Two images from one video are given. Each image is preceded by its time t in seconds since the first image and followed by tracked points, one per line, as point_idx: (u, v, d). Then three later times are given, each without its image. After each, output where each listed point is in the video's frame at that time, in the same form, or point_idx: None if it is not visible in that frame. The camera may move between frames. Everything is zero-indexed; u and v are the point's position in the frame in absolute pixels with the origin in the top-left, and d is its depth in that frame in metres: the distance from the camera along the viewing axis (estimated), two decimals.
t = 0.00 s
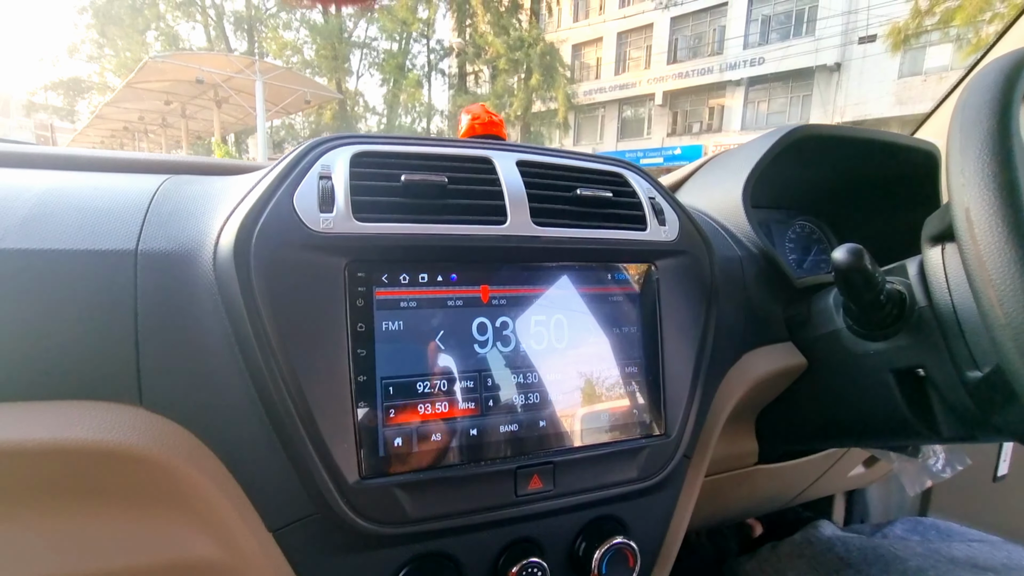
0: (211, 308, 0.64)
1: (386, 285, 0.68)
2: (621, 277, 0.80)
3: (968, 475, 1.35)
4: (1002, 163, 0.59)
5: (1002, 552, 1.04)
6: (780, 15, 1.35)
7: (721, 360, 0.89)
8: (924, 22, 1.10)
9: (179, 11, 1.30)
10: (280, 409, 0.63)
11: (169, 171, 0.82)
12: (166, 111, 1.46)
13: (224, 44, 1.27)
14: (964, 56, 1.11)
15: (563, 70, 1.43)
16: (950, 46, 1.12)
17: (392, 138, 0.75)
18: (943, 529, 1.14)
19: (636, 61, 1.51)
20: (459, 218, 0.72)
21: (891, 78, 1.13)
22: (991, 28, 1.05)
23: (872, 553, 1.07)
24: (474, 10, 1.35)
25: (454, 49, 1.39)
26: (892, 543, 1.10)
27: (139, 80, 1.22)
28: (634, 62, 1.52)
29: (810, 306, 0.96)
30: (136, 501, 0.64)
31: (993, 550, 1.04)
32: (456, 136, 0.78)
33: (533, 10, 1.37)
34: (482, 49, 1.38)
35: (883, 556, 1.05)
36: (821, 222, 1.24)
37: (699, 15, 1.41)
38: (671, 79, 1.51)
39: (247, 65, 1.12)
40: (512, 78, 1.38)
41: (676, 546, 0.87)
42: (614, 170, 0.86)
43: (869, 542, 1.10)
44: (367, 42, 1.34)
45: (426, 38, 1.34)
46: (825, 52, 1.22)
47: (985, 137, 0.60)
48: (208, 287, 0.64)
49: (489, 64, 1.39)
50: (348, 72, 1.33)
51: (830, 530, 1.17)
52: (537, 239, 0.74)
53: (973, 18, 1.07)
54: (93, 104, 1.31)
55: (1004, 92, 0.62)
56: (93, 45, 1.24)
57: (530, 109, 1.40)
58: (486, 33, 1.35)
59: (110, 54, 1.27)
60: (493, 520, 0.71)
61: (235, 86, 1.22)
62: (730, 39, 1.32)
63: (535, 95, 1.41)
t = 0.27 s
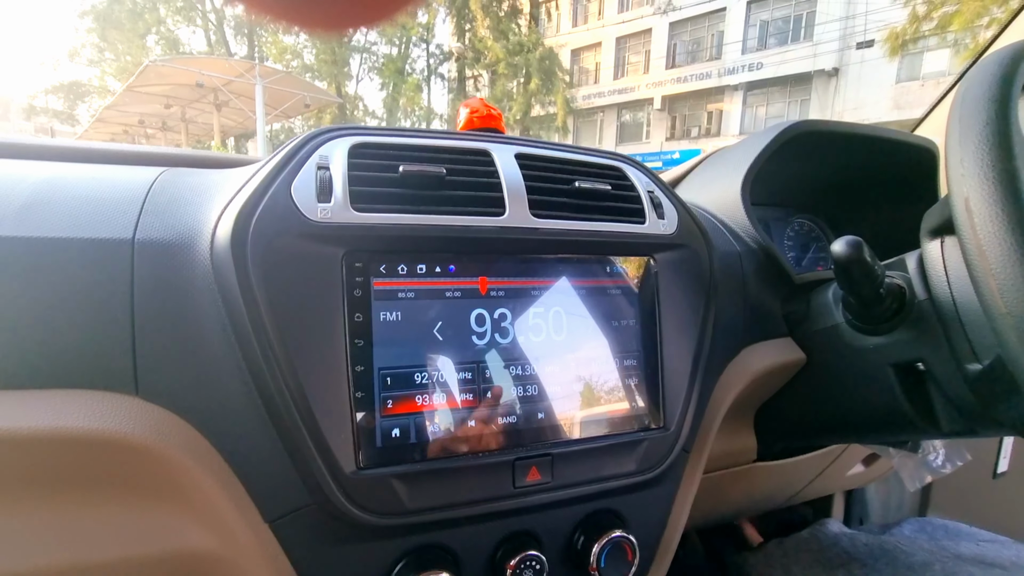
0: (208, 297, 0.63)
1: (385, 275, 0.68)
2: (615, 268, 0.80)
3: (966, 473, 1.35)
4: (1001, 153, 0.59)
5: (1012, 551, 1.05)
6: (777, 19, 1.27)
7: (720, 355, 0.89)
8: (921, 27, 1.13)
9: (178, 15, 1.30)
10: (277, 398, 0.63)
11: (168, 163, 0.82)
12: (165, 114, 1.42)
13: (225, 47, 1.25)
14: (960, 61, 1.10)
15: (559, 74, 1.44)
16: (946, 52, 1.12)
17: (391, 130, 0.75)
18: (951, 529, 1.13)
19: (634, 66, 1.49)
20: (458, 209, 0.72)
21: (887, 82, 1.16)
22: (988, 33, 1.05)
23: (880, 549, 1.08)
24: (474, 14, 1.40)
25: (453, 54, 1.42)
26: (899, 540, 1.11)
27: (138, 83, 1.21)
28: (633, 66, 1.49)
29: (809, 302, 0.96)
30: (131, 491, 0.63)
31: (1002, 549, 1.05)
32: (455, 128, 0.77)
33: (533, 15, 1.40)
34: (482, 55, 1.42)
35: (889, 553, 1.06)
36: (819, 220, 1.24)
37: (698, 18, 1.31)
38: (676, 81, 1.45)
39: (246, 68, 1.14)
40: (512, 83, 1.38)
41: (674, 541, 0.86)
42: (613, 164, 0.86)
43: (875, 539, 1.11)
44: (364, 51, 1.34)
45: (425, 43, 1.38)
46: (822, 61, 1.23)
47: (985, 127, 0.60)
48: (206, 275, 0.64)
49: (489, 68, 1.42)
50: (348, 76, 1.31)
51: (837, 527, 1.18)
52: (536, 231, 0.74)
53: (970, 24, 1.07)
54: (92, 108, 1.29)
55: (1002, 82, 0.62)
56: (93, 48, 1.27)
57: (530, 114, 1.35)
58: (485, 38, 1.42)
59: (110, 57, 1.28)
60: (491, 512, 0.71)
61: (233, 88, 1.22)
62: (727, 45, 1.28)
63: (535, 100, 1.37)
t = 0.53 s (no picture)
0: (223, 292, 0.67)
1: (391, 272, 0.71)
2: (603, 266, 0.83)
3: (949, 466, 1.39)
4: (970, 157, 0.63)
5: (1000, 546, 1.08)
6: (770, 27, 1.25)
7: (710, 351, 0.92)
8: (911, 35, 1.15)
9: (173, 19, 1.29)
10: (290, 388, 0.66)
11: (179, 165, 0.85)
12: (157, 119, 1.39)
13: (220, 52, 1.29)
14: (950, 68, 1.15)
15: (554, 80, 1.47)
16: (936, 59, 1.17)
17: (395, 134, 0.78)
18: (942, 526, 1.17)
19: (630, 71, 1.49)
20: (460, 209, 0.75)
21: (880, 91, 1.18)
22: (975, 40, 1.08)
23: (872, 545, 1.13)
24: (469, 21, 1.34)
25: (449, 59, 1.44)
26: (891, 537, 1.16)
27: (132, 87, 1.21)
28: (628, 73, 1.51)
29: (796, 301, 1.00)
30: (148, 479, 0.66)
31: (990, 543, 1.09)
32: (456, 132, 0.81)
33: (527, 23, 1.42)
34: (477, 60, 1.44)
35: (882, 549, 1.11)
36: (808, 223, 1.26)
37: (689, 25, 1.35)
38: (671, 86, 1.44)
39: (243, 74, 1.16)
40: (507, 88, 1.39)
41: (667, 532, 0.89)
42: (608, 167, 0.90)
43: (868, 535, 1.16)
44: (359, 56, 1.34)
45: (421, 49, 1.42)
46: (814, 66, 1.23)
47: (956, 133, 0.64)
48: (222, 272, 0.67)
49: (484, 73, 1.43)
50: (343, 81, 1.34)
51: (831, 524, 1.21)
52: (535, 230, 0.78)
53: (959, 32, 1.11)
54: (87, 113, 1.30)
55: (974, 90, 0.66)
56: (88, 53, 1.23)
57: (524, 117, 1.39)
58: (480, 43, 1.40)
59: (106, 63, 1.27)
60: (492, 499, 0.74)
61: (230, 91, 1.24)
62: (720, 52, 1.35)
63: (530, 105, 1.40)
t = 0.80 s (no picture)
0: (236, 293, 0.71)
1: (394, 274, 0.75)
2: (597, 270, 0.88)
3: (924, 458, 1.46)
4: (929, 166, 0.69)
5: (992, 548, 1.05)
6: (757, 32, 1.23)
7: (694, 348, 0.97)
8: (894, 40, 1.21)
9: (162, 21, 1.02)
10: (300, 383, 0.70)
11: (185, 172, 0.88)
12: (146, 123, 1.12)
13: (204, 55, 1.05)
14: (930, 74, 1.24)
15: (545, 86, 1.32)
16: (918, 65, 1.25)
17: (396, 144, 0.82)
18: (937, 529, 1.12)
19: (619, 76, 1.35)
20: (458, 215, 0.80)
21: (864, 94, 1.21)
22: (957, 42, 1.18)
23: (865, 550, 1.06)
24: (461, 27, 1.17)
25: (440, 64, 1.25)
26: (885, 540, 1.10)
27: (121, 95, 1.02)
28: (617, 77, 1.36)
29: (775, 301, 1.05)
30: (163, 472, 0.68)
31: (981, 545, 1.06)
32: (453, 142, 0.85)
33: (518, 27, 1.27)
34: (467, 65, 1.26)
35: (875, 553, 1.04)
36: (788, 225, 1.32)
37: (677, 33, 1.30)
38: (661, 90, 1.29)
39: (232, 77, 1.00)
40: (497, 93, 1.25)
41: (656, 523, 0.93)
42: (598, 174, 0.94)
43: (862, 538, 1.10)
44: (349, 59, 1.15)
45: (412, 52, 1.21)
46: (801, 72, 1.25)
47: (917, 144, 0.70)
48: (235, 274, 0.71)
49: (474, 79, 1.27)
50: (334, 84, 1.15)
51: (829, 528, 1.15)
52: (528, 234, 0.83)
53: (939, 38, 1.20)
54: (73, 117, 1.03)
55: (935, 104, 0.72)
56: (73, 54, 1.00)
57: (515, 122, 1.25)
58: (470, 48, 1.23)
59: (92, 65, 1.01)
60: (490, 488, 0.79)
61: (220, 95, 1.04)
62: (709, 57, 1.28)
63: (520, 109, 1.27)
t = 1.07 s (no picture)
0: (236, 289, 0.71)
1: (392, 270, 0.76)
2: (586, 262, 0.89)
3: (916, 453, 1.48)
4: (918, 161, 0.70)
5: None
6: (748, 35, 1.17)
7: (690, 344, 0.98)
8: (883, 44, 1.23)
9: (152, 25, 0.97)
10: (299, 379, 0.71)
11: (183, 171, 0.88)
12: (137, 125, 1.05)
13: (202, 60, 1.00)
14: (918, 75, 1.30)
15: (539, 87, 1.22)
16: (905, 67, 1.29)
17: (393, 142, 0.83)
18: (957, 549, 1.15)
19: (612, 78, 1.23)
20: (456, 212, 0.80)
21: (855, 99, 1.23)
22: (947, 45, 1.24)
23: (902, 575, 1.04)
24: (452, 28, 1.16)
25: (433, 66, 1.20)
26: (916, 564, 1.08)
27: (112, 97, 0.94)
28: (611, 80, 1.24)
29: (770, 297, 1.06)
30: (163, 467, 0.69)
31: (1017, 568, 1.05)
32: (450, 140, 0.86)
33: (511, 29, 1.19)
34: (461, 68, 1.18)
35: None
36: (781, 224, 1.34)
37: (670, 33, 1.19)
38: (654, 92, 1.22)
39: (225, 79, 0.97)
40: (491, 96, 1.17)
41: (652, 518, 0.94)
42: (594, 172, 0.95)
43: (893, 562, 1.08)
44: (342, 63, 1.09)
45: (405, 55, 1.17)
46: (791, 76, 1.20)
47: (906, 140, 0.71)
48: (234, 270, 0.71)
49: (467, 82, 1.19)
50: (327, 87, 1.10)
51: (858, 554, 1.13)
52: (526, 230, 0.83)
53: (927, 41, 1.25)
54: (64, 121, 0.95)
55: (925, 100, 0.73)
56: (64, 58, 0.93)
57: (508, 126, 1.19)
58: (464, 51, 1.17)
59: (83, 68, 0.95)
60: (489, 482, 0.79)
61: (213, 98, 0.99)
62: (700, 60, 1.19)
63: (514, 111, 1.19)
